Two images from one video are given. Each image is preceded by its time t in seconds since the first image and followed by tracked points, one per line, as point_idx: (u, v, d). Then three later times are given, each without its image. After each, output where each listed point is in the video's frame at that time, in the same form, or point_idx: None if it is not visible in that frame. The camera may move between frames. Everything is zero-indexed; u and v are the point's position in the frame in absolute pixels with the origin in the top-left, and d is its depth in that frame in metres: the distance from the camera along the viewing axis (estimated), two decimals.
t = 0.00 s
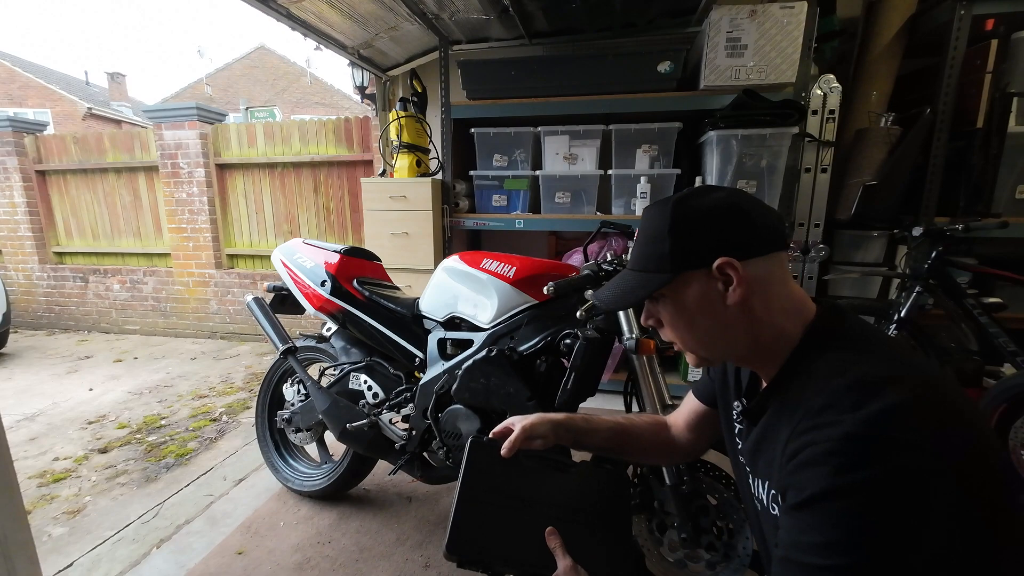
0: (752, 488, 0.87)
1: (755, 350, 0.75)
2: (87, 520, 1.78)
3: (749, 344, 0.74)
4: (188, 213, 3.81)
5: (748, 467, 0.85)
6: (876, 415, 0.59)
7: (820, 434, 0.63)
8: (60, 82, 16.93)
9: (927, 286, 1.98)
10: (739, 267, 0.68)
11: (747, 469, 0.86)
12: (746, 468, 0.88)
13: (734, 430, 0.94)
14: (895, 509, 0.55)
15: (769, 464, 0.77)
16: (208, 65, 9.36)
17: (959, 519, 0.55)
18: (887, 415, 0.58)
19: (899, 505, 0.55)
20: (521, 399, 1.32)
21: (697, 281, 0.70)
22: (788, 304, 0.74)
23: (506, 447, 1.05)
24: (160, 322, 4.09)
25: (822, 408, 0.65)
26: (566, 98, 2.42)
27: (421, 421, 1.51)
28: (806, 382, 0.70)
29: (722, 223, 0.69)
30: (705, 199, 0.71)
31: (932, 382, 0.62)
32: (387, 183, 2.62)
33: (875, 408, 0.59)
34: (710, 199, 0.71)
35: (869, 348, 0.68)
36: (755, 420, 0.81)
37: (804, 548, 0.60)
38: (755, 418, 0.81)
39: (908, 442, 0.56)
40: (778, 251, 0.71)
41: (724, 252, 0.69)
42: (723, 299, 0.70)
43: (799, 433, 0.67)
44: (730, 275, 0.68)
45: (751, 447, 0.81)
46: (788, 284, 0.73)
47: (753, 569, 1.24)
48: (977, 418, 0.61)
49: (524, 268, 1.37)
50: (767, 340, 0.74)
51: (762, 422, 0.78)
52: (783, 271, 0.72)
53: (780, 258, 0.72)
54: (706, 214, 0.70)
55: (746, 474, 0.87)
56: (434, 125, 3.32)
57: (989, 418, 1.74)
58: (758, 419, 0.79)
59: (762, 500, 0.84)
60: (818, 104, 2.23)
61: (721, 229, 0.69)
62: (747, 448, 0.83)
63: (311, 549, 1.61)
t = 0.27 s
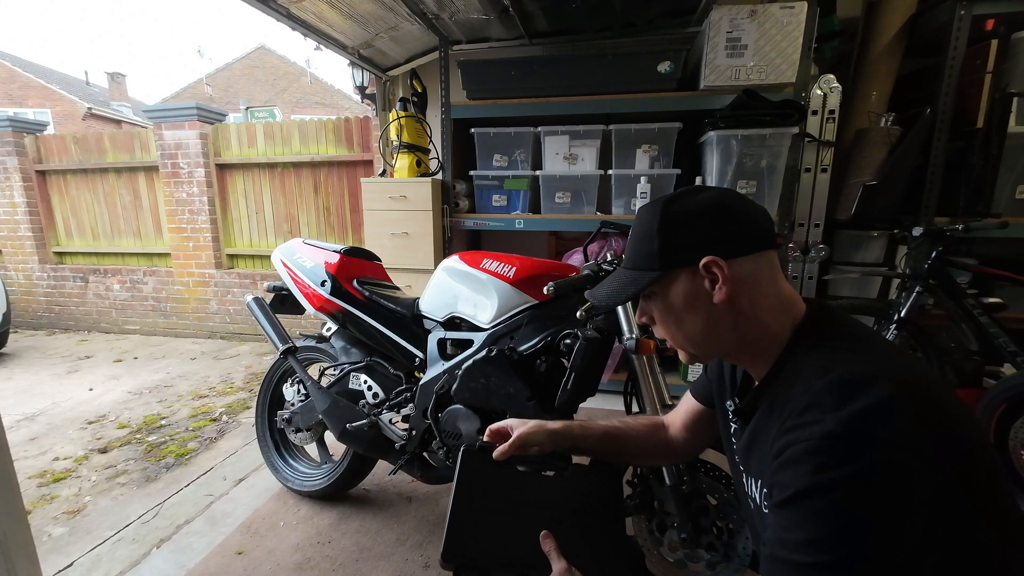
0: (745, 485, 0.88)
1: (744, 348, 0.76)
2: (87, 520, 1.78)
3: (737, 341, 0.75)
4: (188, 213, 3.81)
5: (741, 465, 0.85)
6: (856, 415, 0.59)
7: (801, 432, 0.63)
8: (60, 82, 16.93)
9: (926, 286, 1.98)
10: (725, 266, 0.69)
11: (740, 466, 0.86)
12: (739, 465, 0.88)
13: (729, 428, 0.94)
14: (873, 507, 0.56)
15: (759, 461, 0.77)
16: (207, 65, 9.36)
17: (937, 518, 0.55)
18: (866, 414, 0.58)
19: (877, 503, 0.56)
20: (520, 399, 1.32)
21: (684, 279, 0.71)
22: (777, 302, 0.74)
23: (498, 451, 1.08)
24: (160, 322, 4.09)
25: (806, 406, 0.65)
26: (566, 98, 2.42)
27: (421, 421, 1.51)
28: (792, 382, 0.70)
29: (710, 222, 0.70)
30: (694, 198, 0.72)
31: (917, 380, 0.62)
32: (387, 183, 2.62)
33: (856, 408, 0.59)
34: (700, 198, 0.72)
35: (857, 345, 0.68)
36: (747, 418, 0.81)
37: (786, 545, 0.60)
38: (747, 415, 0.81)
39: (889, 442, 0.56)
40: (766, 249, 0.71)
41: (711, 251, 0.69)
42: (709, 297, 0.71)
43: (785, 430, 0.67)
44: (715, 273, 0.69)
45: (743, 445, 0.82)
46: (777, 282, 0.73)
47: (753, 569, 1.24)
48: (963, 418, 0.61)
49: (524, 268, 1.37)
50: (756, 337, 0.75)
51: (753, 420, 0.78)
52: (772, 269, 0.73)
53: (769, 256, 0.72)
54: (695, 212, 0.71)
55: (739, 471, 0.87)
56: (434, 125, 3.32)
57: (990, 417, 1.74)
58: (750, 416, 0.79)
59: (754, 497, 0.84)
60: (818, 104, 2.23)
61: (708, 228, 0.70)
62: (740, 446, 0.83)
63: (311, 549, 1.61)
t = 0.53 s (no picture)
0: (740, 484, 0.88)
1: (736, 349, 0.76)
2: (86, 520, 1.78)
3: (729, 343, 0.75)
4: (188, 213, 3.81)
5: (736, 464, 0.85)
6: (844, 416, 0.59)
7: (790, 433, 0.63)
8: (59, 82, 16.92)
9: (926, 286, 1.98)
10: (712, 269, 0.69)
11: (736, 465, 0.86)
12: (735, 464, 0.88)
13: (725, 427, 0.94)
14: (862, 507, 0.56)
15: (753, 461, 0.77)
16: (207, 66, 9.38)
17: (925, 517, 0.56)
18: (854, 414, 0.59)
19: (867, 503, 0.56)
20: (520, 399, 1.32)
21: (672, 283, 0.72)
22: (767, 303, 0.73)
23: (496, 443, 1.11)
24: (160, 322, 4.08)
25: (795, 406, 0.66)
26: (566, 98, 2.42)
27: (421, 421, 1.51)
28: (783, 382, 0.70)
29: (695, 226, 0.70)
30: (681, 202, 0.72)
31: (908, 377, 0.62)
32: (387, 183, 2.62)
33: (844, 409, 0.60)
34: (688, 202, 0.72)
35: (847, 344, 0.68)
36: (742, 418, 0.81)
37: (779, 545, 0.61)
38: (742, 415, 0.81)
39: (877, 443, 0.57)
40: (754, 250, 0.71)
41: (697, 255, 0.70)
42: (698, 300, 0.71)
43: (776, 431, 0.67)
44: (703, 276, 0.69)
45: (737, 445, 0.82)
46: (767, 282, 0.73)
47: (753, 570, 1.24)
48: (955, 416, 0.61)
49: (524, 269, 1.37)
50: (748, 339, 0.74)
51: (747, 420, 0.78)
52: (761, 269, 0.72)
53: (757, 257, 0.72)
54: (682, 217, 0.71)
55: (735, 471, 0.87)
56: (434, 125, 3.31)
57: (990, 417, 1.75)
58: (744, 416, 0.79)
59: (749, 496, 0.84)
60: (818, 104, 2.23)
61: (694, 232, 0.70)
62: (734, 446, 0.83)
63: (311, 549, 1.61)
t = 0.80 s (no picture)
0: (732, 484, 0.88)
1: (727, 353, 0.76)
2: (86, 519, 1.78)
3: (720, 347, 0.75)
4: (188, 213, 3.81)
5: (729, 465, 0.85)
6: (832, 416, 0.59)
7: (779, 433, 0.63)
8: (59, 82, 16.93)
9: (926, 286, 1.98)
10: (695, 276, 0.70)
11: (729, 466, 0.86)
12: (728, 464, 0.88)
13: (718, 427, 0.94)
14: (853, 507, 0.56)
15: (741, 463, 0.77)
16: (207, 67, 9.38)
17: (916, 518, 0.56)
18: (843, 415, 0.59)
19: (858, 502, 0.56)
20: (520, 399, 1.32)
21: (657, 293, 0.73)
22: (754, 305, 0.74)
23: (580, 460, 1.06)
24: (160, 322, 4.09)
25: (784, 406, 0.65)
26: (566, 98, 2.42)
27: (421, 421, 1.51)
28: (771, 382, 0.70)
29: (675, 236, 0.71)
30: (660, 212, 0.73)
31: (897, 376, 0.62)
32: (387, 183, 2.62)
33: (832, 409, 0.60)
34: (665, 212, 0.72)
35: (836, 343, 0.68)
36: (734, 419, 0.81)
37: (772, 546, 0.61)
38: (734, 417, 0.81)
39: (865, 443, 0.57)
40: (735, 255, 0.71)
41: (679, 263, 0.70)
42: (684, 308, 0.72)
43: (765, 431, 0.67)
44: (687, 284, 0.70)
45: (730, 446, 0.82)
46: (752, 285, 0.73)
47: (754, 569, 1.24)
48: (945, 414, 0.61)
49: (524, 269, 1.37)
50: (738, 342, 0.75)
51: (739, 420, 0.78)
52: (745, 273, 0.73)
53: (739, 261, 0.72)
54: (662, 226, 0.72)
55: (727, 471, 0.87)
56: (434, 125, 3.32)
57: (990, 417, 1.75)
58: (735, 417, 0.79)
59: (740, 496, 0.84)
60: (818, 104, 2.23)
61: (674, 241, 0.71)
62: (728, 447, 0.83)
63: (311, 549, 1.61)
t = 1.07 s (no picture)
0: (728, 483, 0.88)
1: (725, 353, 0.76)
2: (86, 519, 1.78)
3: (718, 347, 0.75)
4: (188, 213, 3.81)
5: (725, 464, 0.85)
6: (819, 415, 0.59)
7: (767, 430, 0.63)
8: (59, 83, 16.93)
9: (926, 286, 1.98)
10: (692, 276, 0.70)
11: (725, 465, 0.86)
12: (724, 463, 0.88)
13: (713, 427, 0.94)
14: (838, 504, 0.56)
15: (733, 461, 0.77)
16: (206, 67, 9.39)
17: (903, 516, 0.56)
18: (830, 413, 0.59)
19: (842, 499, 0.56)
20: (520, 400, 1.32)
21: (654, 294, 0.73)
22: (752, 305, 0.73)
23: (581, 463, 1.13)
24: (160, 322, 4.09)
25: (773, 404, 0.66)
26: (566, 98, 2.42)
27: (421, 421, 1.51)
28: (762, 381, 0.70)
29: (671, 237, 0.71)
30: (657, 214, 0.74)
31: (888, 375, 0.62)
32: (387, 183, 2.62)
33: (820, 408, 0.60)
34: (662, 214, 0.73)
35: (829, 343, 0.68)
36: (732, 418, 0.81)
37: (759, 542, 0.61)
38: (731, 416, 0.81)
39: (851, 441, 0.57)
40: (732, 255, 0.71)
41: (676, 264, 0.71)
42: (681, 308, 0.72)
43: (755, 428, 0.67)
44: (684, 284, 0.70)
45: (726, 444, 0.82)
46: (749, 284, 0.73)
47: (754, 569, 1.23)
48: (936, 413, 0.60)
49: (524, 269, 1.37)
50: (736, 342, 0.74)
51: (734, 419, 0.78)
52: (743, 273, 0.73)
53: (736, 261, 0.72)
54: (658, 228, 0.72)
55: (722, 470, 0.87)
56: (434, 125, 3.32)
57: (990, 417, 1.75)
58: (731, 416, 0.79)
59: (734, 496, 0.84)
60: (818, 104, 2.23)
61: (670, 242, 0.71)
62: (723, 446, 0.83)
63: (311, 549, 1.61)
